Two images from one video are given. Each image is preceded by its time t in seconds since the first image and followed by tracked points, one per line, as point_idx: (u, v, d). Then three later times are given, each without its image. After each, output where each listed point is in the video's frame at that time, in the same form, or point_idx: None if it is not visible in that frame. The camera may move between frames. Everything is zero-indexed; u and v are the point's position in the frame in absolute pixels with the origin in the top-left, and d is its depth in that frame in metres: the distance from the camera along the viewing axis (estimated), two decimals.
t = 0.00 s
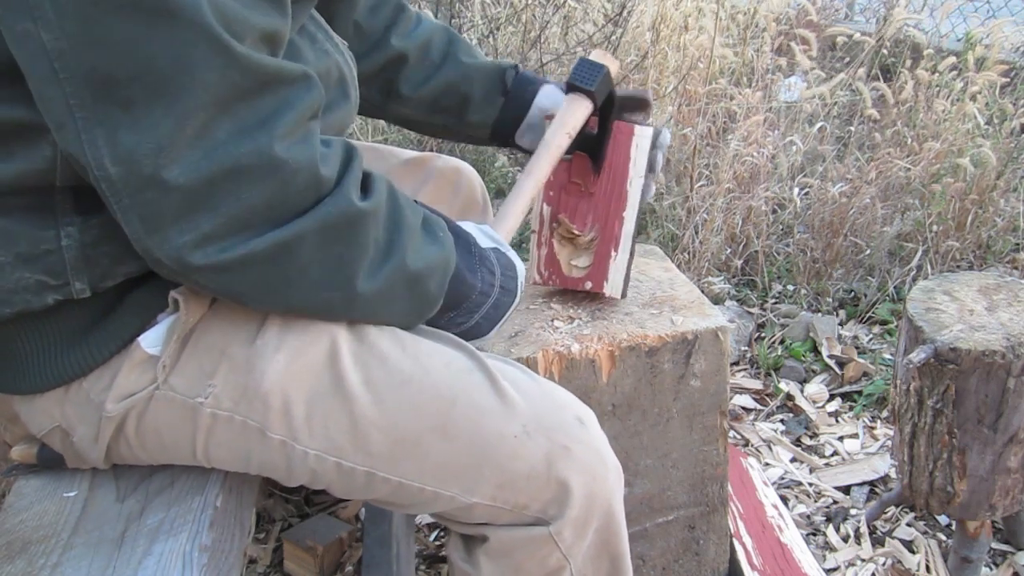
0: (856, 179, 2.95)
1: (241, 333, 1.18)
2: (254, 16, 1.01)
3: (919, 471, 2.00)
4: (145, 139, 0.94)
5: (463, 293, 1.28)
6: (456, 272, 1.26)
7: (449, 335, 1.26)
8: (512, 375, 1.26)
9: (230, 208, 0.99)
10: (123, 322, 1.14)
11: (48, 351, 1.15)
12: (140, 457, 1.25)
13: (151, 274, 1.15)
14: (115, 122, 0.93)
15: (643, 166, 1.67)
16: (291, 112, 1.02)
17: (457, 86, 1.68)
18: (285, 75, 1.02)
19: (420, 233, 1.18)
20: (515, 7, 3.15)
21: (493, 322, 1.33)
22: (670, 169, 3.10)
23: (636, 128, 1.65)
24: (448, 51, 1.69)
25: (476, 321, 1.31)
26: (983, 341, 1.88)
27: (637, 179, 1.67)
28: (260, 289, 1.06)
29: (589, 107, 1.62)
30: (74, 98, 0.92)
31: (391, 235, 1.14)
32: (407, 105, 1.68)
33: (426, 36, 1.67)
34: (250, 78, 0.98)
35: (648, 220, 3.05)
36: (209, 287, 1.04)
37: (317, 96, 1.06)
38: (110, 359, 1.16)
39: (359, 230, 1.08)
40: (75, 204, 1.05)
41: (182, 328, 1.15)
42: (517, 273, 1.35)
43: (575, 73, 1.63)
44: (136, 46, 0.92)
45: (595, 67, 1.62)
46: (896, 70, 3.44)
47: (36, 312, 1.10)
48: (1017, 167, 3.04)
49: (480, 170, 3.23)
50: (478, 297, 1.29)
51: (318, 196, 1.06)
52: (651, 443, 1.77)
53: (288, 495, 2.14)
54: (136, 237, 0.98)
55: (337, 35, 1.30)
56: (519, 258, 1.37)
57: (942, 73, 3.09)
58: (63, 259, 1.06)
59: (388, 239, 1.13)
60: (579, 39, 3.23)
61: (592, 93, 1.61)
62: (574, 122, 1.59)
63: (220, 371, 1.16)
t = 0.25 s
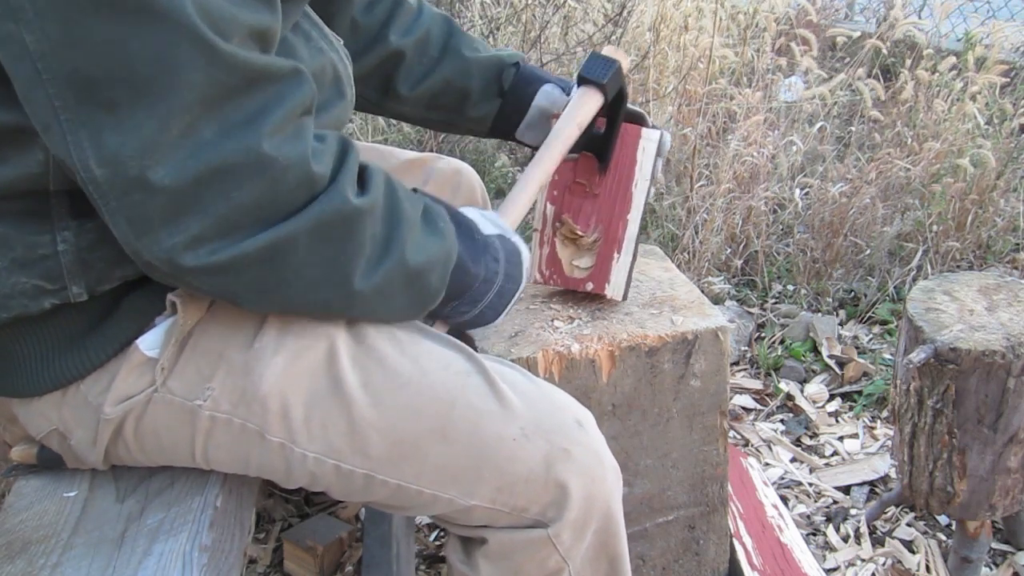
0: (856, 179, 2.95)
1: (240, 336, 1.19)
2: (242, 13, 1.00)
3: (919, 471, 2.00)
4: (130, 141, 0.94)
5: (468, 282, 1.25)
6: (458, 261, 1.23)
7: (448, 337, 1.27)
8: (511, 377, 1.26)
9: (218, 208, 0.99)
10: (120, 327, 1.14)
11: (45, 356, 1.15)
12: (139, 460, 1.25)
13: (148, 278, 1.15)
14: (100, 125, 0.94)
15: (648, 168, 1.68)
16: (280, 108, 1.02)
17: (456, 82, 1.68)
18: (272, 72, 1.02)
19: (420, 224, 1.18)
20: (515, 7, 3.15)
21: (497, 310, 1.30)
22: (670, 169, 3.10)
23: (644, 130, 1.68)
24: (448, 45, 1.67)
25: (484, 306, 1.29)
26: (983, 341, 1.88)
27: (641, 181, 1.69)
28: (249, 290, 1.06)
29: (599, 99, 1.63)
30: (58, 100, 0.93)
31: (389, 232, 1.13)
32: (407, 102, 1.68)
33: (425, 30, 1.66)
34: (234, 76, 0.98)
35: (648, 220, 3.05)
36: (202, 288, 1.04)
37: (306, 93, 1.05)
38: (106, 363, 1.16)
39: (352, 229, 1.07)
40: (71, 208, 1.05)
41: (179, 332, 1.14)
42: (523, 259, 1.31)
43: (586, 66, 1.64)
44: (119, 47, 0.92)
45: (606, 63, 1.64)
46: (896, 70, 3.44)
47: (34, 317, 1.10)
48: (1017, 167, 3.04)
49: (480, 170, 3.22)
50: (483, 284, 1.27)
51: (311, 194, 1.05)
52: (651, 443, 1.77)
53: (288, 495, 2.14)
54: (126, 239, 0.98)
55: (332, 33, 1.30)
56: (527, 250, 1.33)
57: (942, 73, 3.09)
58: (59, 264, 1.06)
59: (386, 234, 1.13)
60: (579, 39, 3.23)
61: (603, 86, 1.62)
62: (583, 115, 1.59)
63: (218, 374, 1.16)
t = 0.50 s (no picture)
0: (857, 179, 2.95)
1: (242, 332, 1.19)
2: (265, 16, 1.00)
3: (919, 471, 2.00)
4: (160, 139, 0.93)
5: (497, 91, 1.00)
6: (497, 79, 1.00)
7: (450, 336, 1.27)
8: (513, 375, 1.26)
9: (275, 155, 0.94)
10: (123, 323, 1.14)
11: (50, 351, 1.15)
12: (140, 457, 1.25)
13: (151, 274, 1.15)
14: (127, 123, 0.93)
15: (657, 167, 1.69)
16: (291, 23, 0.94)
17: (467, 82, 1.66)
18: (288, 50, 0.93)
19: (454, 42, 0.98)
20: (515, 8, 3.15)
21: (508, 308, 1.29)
22: (670, 169, 3.10)
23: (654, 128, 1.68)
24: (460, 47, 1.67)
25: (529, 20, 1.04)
26: (983, 341, 1.88)
27: (650, 179, 1.69)
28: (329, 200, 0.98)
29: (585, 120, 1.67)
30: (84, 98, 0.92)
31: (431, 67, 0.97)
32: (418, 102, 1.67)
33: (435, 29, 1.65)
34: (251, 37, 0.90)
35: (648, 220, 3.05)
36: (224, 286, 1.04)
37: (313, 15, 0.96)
38: (113, 357, 1.16)
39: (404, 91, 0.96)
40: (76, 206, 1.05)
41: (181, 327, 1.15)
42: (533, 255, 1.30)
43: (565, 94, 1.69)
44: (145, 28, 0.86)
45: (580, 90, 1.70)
46: (896, 70, 3.44)
47: (35, 313, 1.10)
48: (1017, 167, 3.04)
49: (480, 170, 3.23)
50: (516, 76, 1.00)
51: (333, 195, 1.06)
52: (651, 443, 1.77)
53: (288, 495, 2.14)
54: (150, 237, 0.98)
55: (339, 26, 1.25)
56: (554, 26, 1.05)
57: (942, 73, 3.09)
58: (63, 260, 1.06)
59: (434, 72, 0.98)
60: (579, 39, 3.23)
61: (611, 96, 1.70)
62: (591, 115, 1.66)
63: (220, 372, 1.16)
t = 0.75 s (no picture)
0: (857, 179, 2.94)
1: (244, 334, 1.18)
2: (269, 25, 1.02)
3: (919, 471, 2.00)
4: (165, 147, 0.95)
5: (481, 305, 1.28)
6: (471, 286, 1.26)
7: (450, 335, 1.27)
8: (512, 376, 1.26)
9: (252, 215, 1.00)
10: (128, 320, 1.15)
11: (53, 347, 1.15)
12: (141, 454, 1.25)
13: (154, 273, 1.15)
14: (134, 131, 0.95)
15: (653, 167, 1.69)
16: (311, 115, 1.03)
17: (466, 81, 1.68)
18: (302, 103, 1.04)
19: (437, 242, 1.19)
20: (515, 7, 3.15)
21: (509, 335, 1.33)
22: (670, 169, 3.10)
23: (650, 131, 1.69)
24: (460, 44, 1.68)
25: (493, 335, 1.31)
26: (983, 341, 1.88)
27: (646, 179, 1.69)
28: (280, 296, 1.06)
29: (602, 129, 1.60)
30: (92, 108, 0.94)
31: (411, 246, 1.14)
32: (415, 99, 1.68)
33: (435, 28, 1.66)
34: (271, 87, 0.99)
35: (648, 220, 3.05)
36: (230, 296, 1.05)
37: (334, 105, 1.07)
38: (116, 354, 1.16)
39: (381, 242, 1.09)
40: (81, 203, 1.05)
41: (183, 324, 1.15)
42: (533, 282, 1.34)
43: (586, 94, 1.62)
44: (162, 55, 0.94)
45: (605, 89, 1.61)
46: (896, 70, 3.44)
47: (41, 309, 1.10)
48: (1017, 167, 3.04)
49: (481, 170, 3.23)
50: (495, 308, 1.29)
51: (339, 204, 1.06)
52: (651, 443, 1.77)
53: (287, 495, 2.14)
54: (156, 246, 0.99)
55: (340, 37, 1.28)
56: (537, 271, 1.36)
57: (942, 73, 3.08)
58: (69, 256, 1.06)
59: (407, 254, 1.14)
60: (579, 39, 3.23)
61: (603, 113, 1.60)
62: (588, 144, 1.58)
63: (221, 368, 1.17)
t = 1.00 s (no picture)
0: (857, 179, 2.94)
1: (241, 335, 1.19)
2: None
3: (919, 471, 2.00)
4: (129, 131, 0.88)
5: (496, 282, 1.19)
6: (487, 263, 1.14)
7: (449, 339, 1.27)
8: (512, 378, 1.26)
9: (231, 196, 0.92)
10: (122, 325, 1.14)
11: (46, 355, 1.15)
12: (140, 459, 1.25)
13: (149, 278, 1.15)
14: (99, 116, 0.88)
15: (655, 170, 1.68)
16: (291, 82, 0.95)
17: (467, 80, 1.68)
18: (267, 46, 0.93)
19: (444, 190, 1.04)
20: (515, 7, 3.15)
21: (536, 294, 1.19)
22: (670, 169, 3.10)
23: (652, 132, 1.67)
24: (459, 41, 1.68)
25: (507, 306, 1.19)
26: (983, 341, 1.88)
27: (648, 181, 1.69)
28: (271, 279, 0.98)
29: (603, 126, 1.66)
30: (59, 95, 0.88)
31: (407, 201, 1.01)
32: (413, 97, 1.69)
33: (435, 26, 1.66)
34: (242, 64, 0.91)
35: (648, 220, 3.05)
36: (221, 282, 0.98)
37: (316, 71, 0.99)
38: (109, 360, 1.16)
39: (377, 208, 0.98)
40: (72, 208, 1.05)
41: (181, 330, 1.15)
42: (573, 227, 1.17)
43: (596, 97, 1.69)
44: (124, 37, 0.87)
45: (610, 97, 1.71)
46: (896, 70, 3.44)
47: (34, 316, 1.10)
48: (1017, 167, 3.04)
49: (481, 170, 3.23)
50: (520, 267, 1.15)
51: (326, 169, 0.96)
52: (651, 443, 1.77)
53: (288, 495, 2.14)
54: (139, 237, 0.93)
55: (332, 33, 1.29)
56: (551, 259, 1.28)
57: (942, 73, 3.08)
58: (61, 264, 1.06)
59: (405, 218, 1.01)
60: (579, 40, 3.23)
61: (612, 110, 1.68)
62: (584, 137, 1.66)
63: (219, 374, 1.16)
